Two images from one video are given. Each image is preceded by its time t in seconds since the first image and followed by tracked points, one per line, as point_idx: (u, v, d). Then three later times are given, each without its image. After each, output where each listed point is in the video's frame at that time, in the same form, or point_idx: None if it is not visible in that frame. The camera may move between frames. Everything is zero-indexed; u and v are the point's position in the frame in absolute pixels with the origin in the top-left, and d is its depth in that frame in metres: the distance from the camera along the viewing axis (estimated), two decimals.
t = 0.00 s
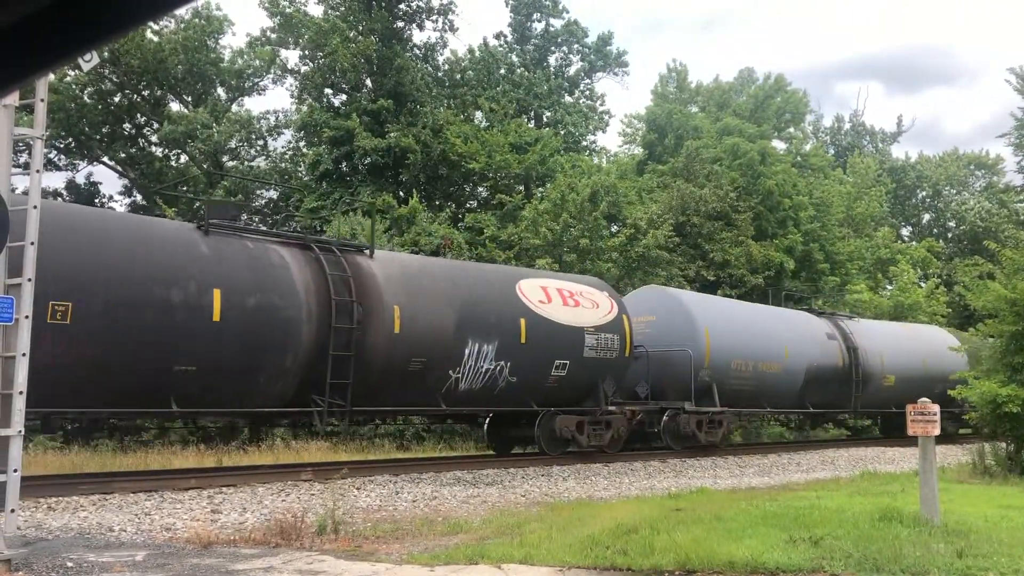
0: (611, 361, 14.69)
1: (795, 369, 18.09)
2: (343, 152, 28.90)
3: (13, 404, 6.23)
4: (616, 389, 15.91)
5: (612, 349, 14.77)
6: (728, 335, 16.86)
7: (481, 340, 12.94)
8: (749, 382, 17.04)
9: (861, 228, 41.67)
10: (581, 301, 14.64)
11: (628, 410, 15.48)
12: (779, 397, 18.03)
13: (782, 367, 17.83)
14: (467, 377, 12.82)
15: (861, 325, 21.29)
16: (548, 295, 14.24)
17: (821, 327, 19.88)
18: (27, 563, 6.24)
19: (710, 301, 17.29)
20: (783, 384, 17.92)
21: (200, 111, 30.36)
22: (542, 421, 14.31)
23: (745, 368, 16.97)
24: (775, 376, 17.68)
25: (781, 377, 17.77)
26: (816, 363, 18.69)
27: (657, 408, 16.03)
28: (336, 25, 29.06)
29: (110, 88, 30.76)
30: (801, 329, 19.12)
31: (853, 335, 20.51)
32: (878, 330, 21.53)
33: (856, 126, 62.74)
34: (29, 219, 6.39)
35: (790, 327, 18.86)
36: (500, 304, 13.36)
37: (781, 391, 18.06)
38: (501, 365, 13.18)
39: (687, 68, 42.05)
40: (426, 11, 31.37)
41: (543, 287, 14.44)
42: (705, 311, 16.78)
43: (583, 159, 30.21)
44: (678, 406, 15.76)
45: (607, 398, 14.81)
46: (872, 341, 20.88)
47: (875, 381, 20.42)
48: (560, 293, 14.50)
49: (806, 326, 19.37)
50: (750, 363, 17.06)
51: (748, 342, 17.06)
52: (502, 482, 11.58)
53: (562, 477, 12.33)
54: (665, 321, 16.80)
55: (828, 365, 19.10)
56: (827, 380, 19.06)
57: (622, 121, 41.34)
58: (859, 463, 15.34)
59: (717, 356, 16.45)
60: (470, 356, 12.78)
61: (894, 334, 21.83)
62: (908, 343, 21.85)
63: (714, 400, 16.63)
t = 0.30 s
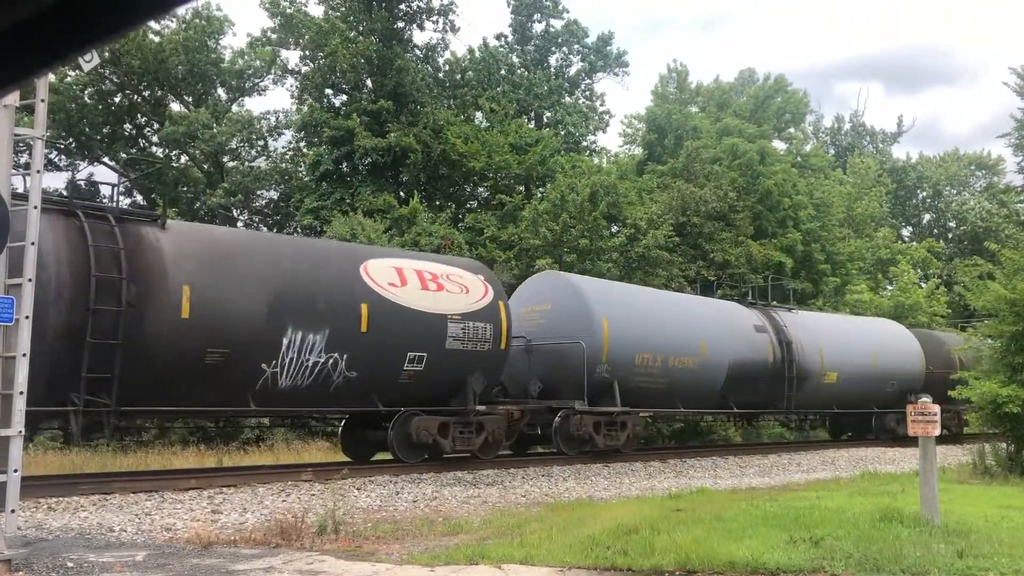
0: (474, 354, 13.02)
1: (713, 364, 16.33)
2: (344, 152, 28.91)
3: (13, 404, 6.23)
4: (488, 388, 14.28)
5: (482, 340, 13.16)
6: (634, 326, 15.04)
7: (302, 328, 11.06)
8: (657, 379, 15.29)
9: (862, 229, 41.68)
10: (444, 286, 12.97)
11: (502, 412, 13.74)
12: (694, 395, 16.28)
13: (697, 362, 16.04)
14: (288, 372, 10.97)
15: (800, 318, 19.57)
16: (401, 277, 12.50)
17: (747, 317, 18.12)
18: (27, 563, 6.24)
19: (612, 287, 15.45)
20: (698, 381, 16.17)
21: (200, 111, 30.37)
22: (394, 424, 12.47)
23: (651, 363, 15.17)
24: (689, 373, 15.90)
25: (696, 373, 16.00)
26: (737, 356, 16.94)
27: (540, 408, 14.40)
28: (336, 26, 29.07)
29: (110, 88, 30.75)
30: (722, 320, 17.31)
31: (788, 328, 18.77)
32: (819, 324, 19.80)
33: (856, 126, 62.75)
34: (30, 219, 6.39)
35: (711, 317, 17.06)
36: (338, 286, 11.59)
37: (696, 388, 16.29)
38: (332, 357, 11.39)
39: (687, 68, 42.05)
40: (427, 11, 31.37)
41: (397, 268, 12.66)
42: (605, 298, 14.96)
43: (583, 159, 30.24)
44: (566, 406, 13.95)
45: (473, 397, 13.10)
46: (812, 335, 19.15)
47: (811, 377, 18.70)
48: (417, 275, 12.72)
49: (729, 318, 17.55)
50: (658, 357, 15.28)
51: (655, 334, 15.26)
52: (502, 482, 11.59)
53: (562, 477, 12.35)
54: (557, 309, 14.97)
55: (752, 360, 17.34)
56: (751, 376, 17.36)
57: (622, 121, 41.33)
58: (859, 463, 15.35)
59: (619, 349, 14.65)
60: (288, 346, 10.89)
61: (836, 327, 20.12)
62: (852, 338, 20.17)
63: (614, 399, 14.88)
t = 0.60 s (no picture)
0: (294, 344, 11.11)
1: (611, 358, 14.60)
2: (344, 153, 28.89)
3: (13, 404, 6.22)
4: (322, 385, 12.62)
5: (311, 328, 11.31)
6: (511, 315, 13.30)
7: (48, 311, 9.24)
8: (538, 374, 13.59)
9: (862, 229, 41.67)
10: (259, 263, 10.99)
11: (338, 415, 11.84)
12: (589, 392, 14.55)
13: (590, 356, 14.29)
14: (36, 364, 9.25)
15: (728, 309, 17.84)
16: (196, 252, 10.49)
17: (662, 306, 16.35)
18: (27, 563, 6.23)
19: (488, 269, 13.67)
20: (595, 377, 14.44)
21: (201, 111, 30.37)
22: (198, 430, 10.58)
23: (532, 357, 13.46)
24: (580, 368, 14.16)
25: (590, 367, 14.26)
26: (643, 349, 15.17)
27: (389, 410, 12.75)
28: (336, 27, 29.11)
29: (110, 88, 30.73)
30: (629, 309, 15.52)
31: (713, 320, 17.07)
32: (752, 316, 18.05)
33: (856, 127, 62.79)
34: (30, 219, 6.39)
35: (617, 306, 15.28)
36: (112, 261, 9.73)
37: (593, 386, 14.59)
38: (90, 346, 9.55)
39: (687, 68, 42.06)
40: (427, 12, 31.35)
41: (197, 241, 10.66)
42: (475, 281, 13.20)
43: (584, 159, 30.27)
44: (422, 406, 12.18)
45: (292, 397, 11.21)
46: (740, 328, 17.44)
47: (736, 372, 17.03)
48: (225, 251, 10.76)
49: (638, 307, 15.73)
50: (540, 350, 13.58)
51: (535, 325, 13.50)
52: (502, 482, 11.61)
53: (562, 477, 12.37)
54: (423, 292, 13.12)
55: (663, 354, 15.57)
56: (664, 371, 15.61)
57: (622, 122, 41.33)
58: (860, 463, 15.40)
59: (488, 340, 12.92)
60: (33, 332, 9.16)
61: (770, 319, 18.33)
62: (789, 331, 18.44)
63: (486, 398, 13.19)
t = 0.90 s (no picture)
0: (43, 330, 9.36)
1: (482, 350, 12.97)
2: (344, 152, 28.87)
3: (13, 404, 6.21)
4: (99, 378, 10.73)
5: (64, 310, 9.54)
6: (354, 300, 11.58)
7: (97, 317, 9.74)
8: (384, 369, 11.82)
9: (862, 229, 41.66)
10: None
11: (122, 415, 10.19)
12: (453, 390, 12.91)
13: (453, 348, 12.64)
14: None
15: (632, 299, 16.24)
16: None
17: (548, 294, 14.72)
18: (26, 563, 6.22)
19: (325, 247, 11.90)
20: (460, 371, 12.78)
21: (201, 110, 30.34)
22: None
23: (377, 348, 11.73)
24: (440, 362, 12.48)
25: (451, 361, 12.62)
26: (520, 342, 13.56)
27: (194, 410, 10.92)
28: (335, 26, 29.10)
29: (110, 88, 30.70)
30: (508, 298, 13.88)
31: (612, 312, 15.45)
32: (659, 309, 16.47)
33: (856, 127, 62.81)
34: (30, 218, 6.38)
35: (491, 294, 13.59)
36: None
37: (457, 383, 12.91)
38: None
39: (688, 68, 42.04)
40: (427, 12, 31.33)
41: None
42: (304, 260, 11.43)
43: (583, 160, 30.28)
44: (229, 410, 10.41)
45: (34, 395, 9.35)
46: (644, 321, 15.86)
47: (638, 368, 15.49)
48: None
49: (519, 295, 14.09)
50: (387, 341, 11.85)
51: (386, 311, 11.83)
52: (501, 483, 11.62)
53: (561, 477, 12.39)
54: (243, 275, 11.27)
55: (546, 346, 13.98)
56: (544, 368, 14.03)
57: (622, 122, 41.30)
58: (859, 463, 15.48)
59: (315, 326, 11.13)
60: None
61: (680, 311, 16.76)
62: (702, 324, 16.89)
63: (314, 397, 11.32)
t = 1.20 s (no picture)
0: None
1: (307, 340, 11.05)
2: (344, 153, 28.88)
3: (13, 403, 6.20)
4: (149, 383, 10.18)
5: None
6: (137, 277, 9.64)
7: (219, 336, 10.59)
8: (169, 361, 9.89)
9: (861, 230, 41.68)
10: None
11: None
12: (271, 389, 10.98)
13: (266, 339, 10.68)
14: None
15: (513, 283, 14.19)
16: None
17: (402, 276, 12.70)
18: (25, 563, 6.22)
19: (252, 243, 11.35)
20: (274, 365, 10.82)
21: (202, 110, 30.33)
22: None
23: (157, 337, 9.76)
24: (246, 354, 10.52)
25: (260, 354, 10.62)
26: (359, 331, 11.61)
27: None
28: (335, 26, 29.07)
29: (110, 88, 30.69)
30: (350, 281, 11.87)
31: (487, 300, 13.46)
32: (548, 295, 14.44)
33: (856, 128, 62.83)
34: (30, 218, 6.36)
35: (325, 278, 11.56)
36: None
37: (274, 381, 10.97)
38: None
39: (687, 69, 42.06)
40: (427, 12, 31.34)
41: None
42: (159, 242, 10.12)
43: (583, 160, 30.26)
44: None
45: None
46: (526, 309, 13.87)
47: (514, 362, 13.50)
48: None
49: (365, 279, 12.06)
50: (171, 329, 9.88)
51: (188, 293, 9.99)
52: (501, 483, 11.62)
53: (561, 477, 12.39)
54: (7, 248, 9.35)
55: (392, 335, 12.04)
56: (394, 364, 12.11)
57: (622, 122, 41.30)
58: (859, 463, 15.45)
59: (67, 308, 9.14)
60: None
61: (574, 299, 14.73)
62: (601, 315, 14.85)
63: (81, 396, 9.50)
